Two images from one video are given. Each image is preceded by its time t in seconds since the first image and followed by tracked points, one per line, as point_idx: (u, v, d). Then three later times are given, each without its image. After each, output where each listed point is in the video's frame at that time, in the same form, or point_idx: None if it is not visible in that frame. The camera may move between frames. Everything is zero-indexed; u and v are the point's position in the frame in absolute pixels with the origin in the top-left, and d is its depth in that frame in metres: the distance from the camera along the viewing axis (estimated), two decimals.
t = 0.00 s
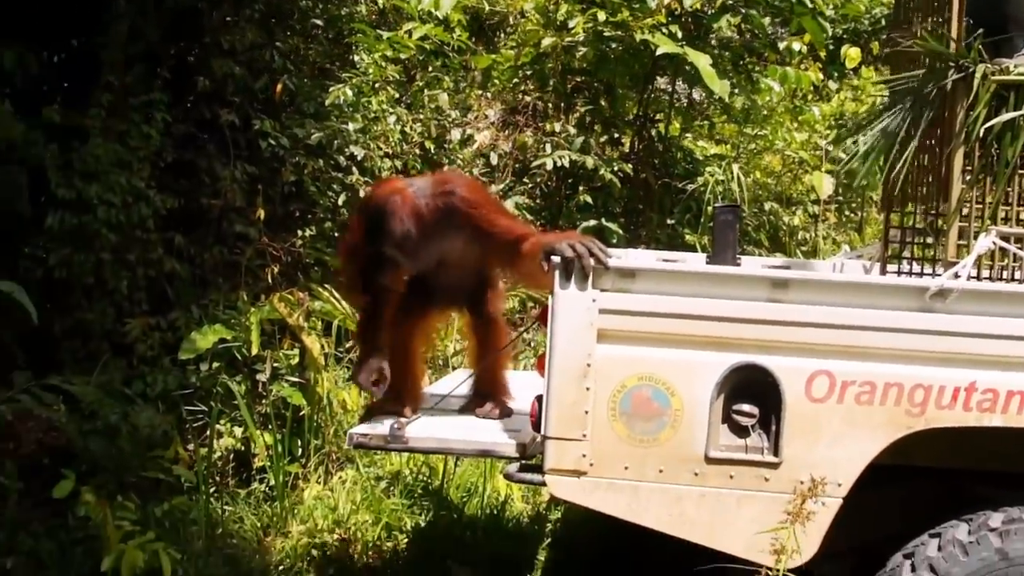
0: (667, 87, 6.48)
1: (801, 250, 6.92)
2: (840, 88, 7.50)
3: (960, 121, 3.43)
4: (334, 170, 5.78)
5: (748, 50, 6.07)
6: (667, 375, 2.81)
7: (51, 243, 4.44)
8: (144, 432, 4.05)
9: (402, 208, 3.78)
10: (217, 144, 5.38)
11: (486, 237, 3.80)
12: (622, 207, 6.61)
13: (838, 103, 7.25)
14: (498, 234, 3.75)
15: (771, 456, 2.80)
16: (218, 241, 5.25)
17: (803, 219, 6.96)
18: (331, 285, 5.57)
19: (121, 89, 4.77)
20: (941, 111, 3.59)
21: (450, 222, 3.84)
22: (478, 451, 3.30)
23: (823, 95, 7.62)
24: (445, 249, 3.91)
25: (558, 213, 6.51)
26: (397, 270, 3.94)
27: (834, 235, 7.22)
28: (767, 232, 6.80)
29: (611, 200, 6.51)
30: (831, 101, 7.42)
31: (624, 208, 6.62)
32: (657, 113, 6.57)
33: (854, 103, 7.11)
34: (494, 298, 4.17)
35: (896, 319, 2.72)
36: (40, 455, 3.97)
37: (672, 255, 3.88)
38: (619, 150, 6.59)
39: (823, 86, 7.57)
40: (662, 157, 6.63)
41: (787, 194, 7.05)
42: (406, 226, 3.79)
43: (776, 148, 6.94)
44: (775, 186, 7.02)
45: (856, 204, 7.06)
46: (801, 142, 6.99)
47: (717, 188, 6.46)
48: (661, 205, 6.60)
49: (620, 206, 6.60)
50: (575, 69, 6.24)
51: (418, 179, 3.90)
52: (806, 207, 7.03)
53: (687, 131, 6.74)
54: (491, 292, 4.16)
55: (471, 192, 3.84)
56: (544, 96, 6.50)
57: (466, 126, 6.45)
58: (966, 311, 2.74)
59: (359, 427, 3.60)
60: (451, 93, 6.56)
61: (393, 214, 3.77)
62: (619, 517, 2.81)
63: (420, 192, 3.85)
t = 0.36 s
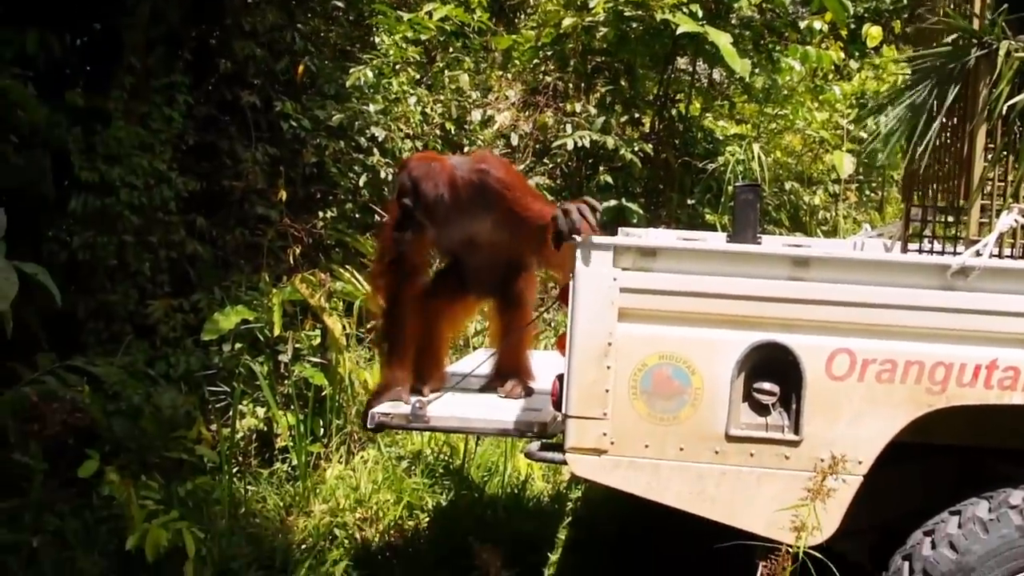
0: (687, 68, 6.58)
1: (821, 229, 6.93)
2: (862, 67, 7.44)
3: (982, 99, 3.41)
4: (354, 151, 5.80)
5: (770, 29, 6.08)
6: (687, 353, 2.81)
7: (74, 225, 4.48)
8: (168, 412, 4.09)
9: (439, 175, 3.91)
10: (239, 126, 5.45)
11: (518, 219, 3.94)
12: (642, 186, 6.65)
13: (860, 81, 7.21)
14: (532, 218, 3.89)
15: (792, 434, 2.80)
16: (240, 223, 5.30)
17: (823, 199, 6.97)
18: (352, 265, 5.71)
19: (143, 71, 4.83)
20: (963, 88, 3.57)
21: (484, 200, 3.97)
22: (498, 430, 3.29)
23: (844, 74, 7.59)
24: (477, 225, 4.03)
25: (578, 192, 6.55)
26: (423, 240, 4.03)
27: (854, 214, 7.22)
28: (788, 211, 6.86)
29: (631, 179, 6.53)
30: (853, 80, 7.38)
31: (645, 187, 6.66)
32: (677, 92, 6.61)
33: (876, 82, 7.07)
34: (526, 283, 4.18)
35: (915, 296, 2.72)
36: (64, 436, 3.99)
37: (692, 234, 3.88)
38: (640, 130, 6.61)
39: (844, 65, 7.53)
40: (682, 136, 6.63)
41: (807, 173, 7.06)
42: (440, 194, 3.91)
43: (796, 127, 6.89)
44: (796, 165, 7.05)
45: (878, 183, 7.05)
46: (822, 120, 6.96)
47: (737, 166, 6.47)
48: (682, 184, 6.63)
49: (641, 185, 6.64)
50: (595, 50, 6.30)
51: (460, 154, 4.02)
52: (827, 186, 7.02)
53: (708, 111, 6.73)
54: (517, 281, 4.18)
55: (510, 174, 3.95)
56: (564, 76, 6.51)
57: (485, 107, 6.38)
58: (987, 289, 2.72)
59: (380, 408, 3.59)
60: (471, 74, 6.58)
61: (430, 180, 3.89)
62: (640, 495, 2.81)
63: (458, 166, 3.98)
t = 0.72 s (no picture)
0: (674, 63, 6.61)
1: (808, 224, 6.98)
2: (847, 63, 7.52)
3: (965, 94, 3.44)
4: (345, 146, 5.81)
5: (757, 25, 6.13)
6: (675, 346, 2.84)
7: (67, 221, 4.50)
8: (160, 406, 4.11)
9: (430, 172, 3.93)
10: (230, 121, 5.48)
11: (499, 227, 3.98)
12: (631, 180, 6.69)
13: (845, 77, 7.27)
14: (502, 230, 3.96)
15: (778, 426, 2.84)
16: (232, 218, 5.33)
17: (810, 193, 7.02)
18: (342, 261, 5.62)
19: (134, 67, 4.86)
20: (947, 84, 3.61)
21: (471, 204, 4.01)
22: (487, 422, 3.29)
23: (830, 70, 7.64)
24: (463, 227, 4.04)
25: (567, 187, 6.59)
26: (411, 236, 4.06)
27: (840, 209, 7.27)
28: (774, 206, 6.86)
29: (619, 174, 6.59)
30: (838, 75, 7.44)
31: (633, 181, 6.71)
32: (665, 88, 6.64)
33: (861, 77, 7.13)
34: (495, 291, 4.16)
35: (902, 289, 2.75)
36: (58, 430, 4.00)
37: (680, 229, 3.90)
38: (627, 125, 6.68)
39: (830, 61, 7.59)
40: (669, 132, 6.68)
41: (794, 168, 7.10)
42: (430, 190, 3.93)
43: (783, 122, 6.97)
44: (783, 160, 7.08)
45: (862, 178, 7.12)
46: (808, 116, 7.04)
47: (725, 161, 6.52)
48: (669, 179, 6.69)
49: (629, 179, 6.68)
50: (583, 45, 6.42)
51: (451, 155, 4.07)
52: (813, 180, 7.09)
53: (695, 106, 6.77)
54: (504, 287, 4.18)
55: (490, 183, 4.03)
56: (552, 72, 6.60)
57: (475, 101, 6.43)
58: (969, 282, 2.76)
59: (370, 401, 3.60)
60: (461, 70, 6.56)
61: (420, 176, 3.93)
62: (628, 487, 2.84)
63: (449, 165, 4.02)
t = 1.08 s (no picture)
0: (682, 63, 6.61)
1: (814, 222, 7.04)
2: (854, 62, 7.55)
3: (970, 94, 3.47)
4: (356, 144, 5.86)
5: (764, 24, 6.16)
6: (682, 343, 2.88)
7: (82, 217, 4.55)
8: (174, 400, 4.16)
9: (421, 173, 3.99)
10: (243, 119, 5.53)
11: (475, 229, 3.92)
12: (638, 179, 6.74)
13: (852, 77, 7.31)
14: (477, 226, 3.86)
15: (784, 422, 2.87)
16: (244, 214, 5.38)
17: (816, 191, 7.09)
18: (353, 257, 5.69)
19: (149, 65, 4.91)
20: (951, 83, 3.64)
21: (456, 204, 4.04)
22: (497, 416, 3.32)
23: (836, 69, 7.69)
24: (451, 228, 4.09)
25: (576, 185, 6.65)
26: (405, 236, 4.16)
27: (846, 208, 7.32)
28: (781, 204, 6.97)
29: (627, 173, 6.64)
30: (845, 74, 7.48)
31: (641, 180, 6.76)
32: (674, 86, 6.66)
33: (867, 76, 7.18)
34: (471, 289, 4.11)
35: (905, 287, 2.79)
36: (73, 422, 4.08)
37: (689, 226, 3.93)
38: (636, 123, 6.69)
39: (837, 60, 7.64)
40: (677, 130, 6.74)
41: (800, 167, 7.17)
42: (421, 191, 3.99)
43: (789, 122, 6.96)
44: (789, 159, 7.13)
45: (869, 177, 7.15)
46: (814, 115, 7.00)
47: (733, 160, 6.57)
48: (677, 177, 6.75)
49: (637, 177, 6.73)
50: (591, 43, 6.49)
51: (444, 154, 4.12)
52: (819, 179, 7.17)
53: (703, 105, 6.81)
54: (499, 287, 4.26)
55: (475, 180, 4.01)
56: (561, 70, 6.60)
57: (485, 100, 6.51)
58: (975, 281, 2.79)
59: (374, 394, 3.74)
60: (470, 69, 6.62)
61: (411, 178, 3.99)
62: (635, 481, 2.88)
63: (441, 164, 4.06)
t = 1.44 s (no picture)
0: (694, 64, 6.54)
1: (825, 221, 7.06)
2: (864, 62, 7.55)
3: (984, 93, 3.45)
4: (368, 141, 5.90)
5: (776, 24, 6.15)
6: (694, 340, 2.89)
7: (96, 213, 4.58)
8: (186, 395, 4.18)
9: (405, 190, 3.98)
10: (256, 116, 5.55)
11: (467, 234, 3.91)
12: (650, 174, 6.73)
13: (864, 77, 7.35)
14: (461, 228, 3.85)
15: (795, 421, 2.88)
16: (257, 211, 5.40)
17: (827, 190, 7.10)
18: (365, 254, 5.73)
19: (162, 62, 4.93)
20: (965, 82, 3.63)
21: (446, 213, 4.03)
22: (508, 414, 3.32)
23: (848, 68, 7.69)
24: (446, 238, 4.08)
25: (587, 182, 6.70)
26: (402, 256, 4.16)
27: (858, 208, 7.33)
28: (791, 203, 6.98)
29: (638, 170, 6.61)
30: (857, 75, 7.47)
31: (653, 174, 6.73)
32: (686, 86, 6.59)
33: (879, 76, 7.18)
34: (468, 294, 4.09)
35: (917, 286, 2.79)
36: (86, 416, 4.17)
37: (699, 225, 3.93)
38: (647, 122, 6.61)
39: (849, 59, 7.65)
40: (689, 128, 6.69)
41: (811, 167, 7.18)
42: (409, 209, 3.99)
43: (801, 121, 7.04)
44: (800, 158, 7.16)
45: (880, 177, 7.18)
46: (826, 114, 7.09)
47: (744, 159, 6.57)
48: (689, 175, 6.72)
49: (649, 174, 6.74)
50: (603, 43, 6.40)
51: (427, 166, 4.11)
52: (830, 179, 7.16)
53: (714, 104, 6.81)
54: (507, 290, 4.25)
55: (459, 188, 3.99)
56: (573, 69, 6.61)
57: (497, 98, 6.61)
58: (988, 280, 2.79)
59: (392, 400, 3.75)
60: (482, 67, 6.72)
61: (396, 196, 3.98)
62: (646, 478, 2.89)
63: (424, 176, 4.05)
